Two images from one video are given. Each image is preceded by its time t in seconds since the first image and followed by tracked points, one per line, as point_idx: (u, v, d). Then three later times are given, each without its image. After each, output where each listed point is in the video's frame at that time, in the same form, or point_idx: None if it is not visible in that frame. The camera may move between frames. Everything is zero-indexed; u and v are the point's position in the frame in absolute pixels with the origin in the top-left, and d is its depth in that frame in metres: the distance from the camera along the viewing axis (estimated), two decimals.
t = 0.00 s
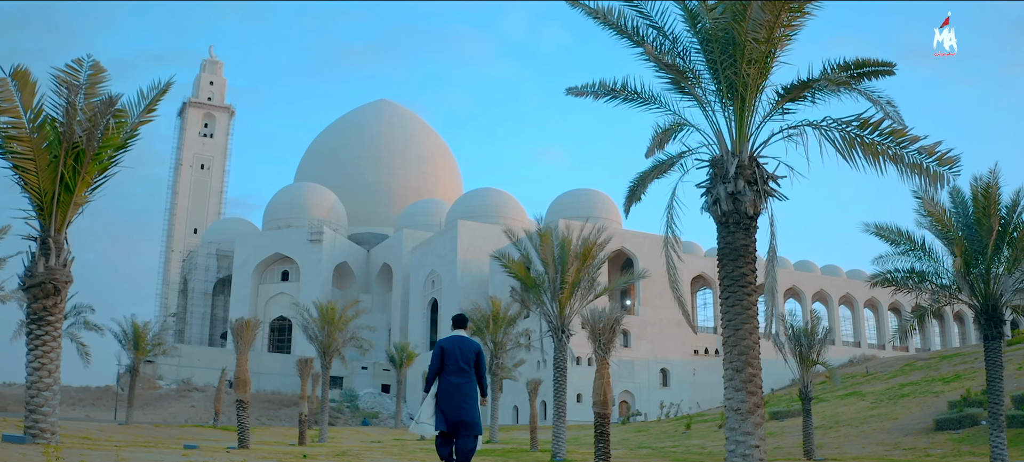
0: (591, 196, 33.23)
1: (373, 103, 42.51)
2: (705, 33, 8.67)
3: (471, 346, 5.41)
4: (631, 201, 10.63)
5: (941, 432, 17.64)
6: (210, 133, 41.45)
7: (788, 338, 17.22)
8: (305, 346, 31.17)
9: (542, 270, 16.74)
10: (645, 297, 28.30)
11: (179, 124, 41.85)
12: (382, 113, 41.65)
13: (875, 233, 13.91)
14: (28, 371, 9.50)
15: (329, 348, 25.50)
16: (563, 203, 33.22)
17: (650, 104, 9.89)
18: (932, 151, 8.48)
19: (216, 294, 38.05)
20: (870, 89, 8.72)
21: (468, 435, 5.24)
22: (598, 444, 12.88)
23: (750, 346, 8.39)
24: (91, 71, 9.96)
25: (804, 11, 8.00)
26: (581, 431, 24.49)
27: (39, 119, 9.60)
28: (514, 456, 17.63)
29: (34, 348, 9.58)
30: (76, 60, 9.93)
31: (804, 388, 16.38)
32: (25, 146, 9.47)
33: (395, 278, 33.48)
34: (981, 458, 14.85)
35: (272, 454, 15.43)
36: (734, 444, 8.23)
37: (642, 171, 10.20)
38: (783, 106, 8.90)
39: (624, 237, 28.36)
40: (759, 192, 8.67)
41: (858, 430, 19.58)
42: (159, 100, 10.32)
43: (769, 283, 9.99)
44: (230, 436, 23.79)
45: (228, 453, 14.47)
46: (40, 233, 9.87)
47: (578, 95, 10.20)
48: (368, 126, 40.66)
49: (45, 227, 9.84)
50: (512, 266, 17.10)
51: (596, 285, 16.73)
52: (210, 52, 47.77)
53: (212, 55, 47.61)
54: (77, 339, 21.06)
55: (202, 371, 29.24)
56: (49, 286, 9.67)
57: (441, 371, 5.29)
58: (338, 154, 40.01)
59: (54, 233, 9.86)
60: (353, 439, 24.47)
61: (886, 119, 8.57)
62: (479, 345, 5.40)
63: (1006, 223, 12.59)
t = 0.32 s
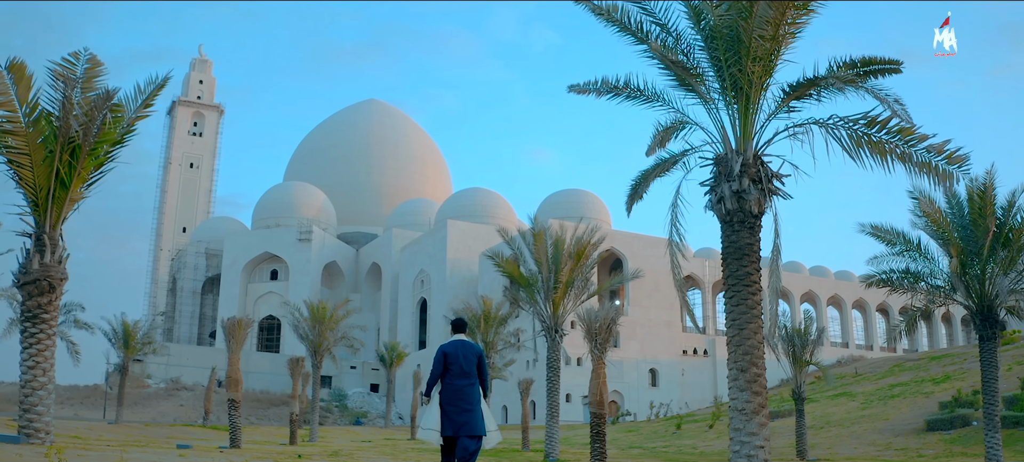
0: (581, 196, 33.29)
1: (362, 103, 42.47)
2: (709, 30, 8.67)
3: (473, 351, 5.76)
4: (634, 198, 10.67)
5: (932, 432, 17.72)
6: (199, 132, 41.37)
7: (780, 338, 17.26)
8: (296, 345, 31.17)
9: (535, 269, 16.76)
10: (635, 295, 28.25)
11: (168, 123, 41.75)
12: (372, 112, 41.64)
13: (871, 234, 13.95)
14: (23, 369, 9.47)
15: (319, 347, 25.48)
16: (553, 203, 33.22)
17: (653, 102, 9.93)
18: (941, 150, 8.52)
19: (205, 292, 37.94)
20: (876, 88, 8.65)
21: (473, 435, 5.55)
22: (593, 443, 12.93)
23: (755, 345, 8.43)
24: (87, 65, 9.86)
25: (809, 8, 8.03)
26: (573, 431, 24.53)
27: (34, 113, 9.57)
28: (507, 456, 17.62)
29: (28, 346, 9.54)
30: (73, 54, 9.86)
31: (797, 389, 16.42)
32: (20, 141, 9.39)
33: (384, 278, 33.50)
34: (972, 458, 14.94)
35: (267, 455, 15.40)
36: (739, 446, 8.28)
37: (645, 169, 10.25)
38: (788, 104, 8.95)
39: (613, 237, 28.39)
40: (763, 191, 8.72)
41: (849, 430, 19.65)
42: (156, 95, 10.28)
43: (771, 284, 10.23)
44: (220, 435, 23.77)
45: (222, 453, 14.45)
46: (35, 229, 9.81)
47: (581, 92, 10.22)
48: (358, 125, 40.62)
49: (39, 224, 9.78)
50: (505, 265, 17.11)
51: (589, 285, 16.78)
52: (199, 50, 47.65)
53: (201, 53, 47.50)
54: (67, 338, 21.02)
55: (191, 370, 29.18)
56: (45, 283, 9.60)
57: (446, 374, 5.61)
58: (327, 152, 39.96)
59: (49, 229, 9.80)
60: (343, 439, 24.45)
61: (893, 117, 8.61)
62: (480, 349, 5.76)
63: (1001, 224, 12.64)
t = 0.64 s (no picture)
0: (570, 196, 33.32)
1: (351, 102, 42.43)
2: (713, 26, 8.65)
3: (473, 352, 5.75)
4: (637, 196, 10.70)
5: (923, 433, 17.80)
6: (188, 131, 41.27)
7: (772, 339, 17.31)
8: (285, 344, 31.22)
9: (529, 268, 16.81)
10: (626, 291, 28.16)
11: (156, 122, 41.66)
12: (361, 111, 41.57)
13: (867, 235, 13.93)
14: (16, 368, 9.38)
15: (309, 347, 25.46)
16: (542, 203, 33.27)
17: (655, 99, 9.96)
18: (950, 148, 8.56)
19: (193, 291, 37.88)
20: (883, 85, 8.74)
21: (473, 435, 5.59)
22: (589, 443, 12.94)
23: (759, 345, 8.46)
24: (83, 58, 9.78)
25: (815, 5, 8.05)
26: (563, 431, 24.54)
27: (29, 107, 9.48)
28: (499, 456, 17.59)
29: (22, 344, 9.45)
30: (68, 47, 9.78)
31: (790, 389, 16.47)
32: (15, 135, 9.30)
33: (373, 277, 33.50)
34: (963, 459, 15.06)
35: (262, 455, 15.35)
36: (743, 446, 8.30)
37: (647, 167, 10.28)
38: (794, 102, 8.98)
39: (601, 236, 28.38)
40: (767, 189, 8.73)
41: (840, 431, 19.72)
42: (152, 90, 10.26)
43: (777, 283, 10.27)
44: (210, 435, 23.74)
45: (216, 453, 14.39)
46: (29, 225, 9.75)
47: (583, 89, 10.23)
48: (347, 125, 40.56)
49: (34, 220, 9.73)
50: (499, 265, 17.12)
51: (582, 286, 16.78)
52: (188, 48, 47.56)
53: (190, 51, 47.40)
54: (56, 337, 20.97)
55: (180, 369, 29.13)
56: (39, 280, 9.54)
57: (447, 375, 5.60)
58: (317, 151, 39.87)
59: (43, 225, 9.75)
60: (333, 438, 24.44)
61: (901, 115, 8.65)
62: (479, 350, 5.74)
63: (995, 225, 12.69)
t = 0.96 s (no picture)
0: (559, 197, 33.37)
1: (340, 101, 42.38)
2: (717, 23, 8.62)
3: (473, 350, 5.82)
4: (637, 196, 10.65)
5: (914, 433, 17.86)
6: (177, 129, 41.18)
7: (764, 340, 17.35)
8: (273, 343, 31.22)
9: (522, 268, 16.79)
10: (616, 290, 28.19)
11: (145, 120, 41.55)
12: (350, 111, 41.49)
13: (862, 235, 14.09)
14: (10, 365, 9.36)
15: (300, 346, 25.44)
16: (531, 204, 33.32)
17: (658, 97, 9.95)
18: (959, 146, 8.48)
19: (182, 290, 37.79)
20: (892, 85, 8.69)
21: (468, 433, 5.61)
22: (584, 443, 12.93)
23: (763, 344, 8.44)
24: (80, 51, 9.78)
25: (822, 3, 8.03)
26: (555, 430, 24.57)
27: (24, 101, 9.45)
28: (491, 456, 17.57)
29: (16, 342, 9.43)
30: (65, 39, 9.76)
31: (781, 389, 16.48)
32: (10, 129, 9.22)
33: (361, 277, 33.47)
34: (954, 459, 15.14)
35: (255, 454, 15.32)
36: (749, 447, 8.30)
37: (649, 166, 10.26)
38: (799, 100, 8.97)
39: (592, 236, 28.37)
40: (771, 187, 8.73)
41: (831, 431, 19.76)
42: (149, 84, 10.17)
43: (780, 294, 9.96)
44: (200, 434, 23.71)
45: (210, 453, 14.36)
46: (24, 221, 9.68)
47: (585, 86, 10.22)
48: (336, 124, 40.50)
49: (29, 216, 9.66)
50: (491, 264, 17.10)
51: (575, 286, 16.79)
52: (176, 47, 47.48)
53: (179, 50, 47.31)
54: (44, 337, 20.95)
55: (168, 368, 29.08)
56: (33, 277, 9.50)
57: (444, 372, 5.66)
58: (306, 151, 39.81)
59: (38, 221, 9.68)
60: (323, 438, 24.46)
61: (909, 113, 8.62)
62: (478, 348, 5.80)
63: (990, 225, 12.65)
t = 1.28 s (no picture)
0: (549, 196, 33.40)
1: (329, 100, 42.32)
2: (722, 20, 8.59)
3: (473, 349, 5.84)
4: (639, 193, 10.70)
5: (905, 434, 17.88)
6: (166, 128, 41.07)
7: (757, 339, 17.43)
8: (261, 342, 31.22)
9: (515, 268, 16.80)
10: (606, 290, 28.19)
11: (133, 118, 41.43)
12: (340, 110, 41.43)
13: (856, 235, 14.09)
14: (3, 365, 9.28)
15: (290, 345, 25.43)
16: (520, 204, 33.36)
17: (660, 94, 10.00)
18: (968, 145, 8.52)
19: (170, 289, 37.70)
20: (898, 83, 8.76)
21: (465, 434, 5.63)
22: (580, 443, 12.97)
23: (768, 344, 8.45)
24: (76, 44, 9.68)
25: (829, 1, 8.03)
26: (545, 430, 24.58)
27: (18, 94, 9.34)
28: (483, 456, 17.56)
29: (11, 339, 9.38)
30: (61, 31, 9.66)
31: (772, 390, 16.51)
32: (3, 123, 9.16)
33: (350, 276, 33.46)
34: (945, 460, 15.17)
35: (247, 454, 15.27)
36: (753, 447, 8.23)
37: (651, 163, 10.30)
38: (805, 98, 9.00)
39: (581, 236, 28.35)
40: (776, 186, 8.77)
41: (822, 432, 19.79)
42: (145, 78, 10.12)
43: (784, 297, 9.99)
44: (189, 433, 23.66)
45: (201, 453, 14.30)
46: (17, 217, 9.63)
47: (587, 83, 10.24)
48: (326, 123, 40.46)
49: (22, 212, 9.61)
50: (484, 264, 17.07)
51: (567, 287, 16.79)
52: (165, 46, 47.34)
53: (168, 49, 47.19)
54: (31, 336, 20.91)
55: (156, 367, 29.01)
56: (26, 274, 9.44)
57: (441, 371, 5.68)
58: (294, 151, 39.74)
59: (32, 218, 9.64)
60: (313, 437, 24.47)
61: (917, 112, 8.67)
62: (479, 348, 5.81)
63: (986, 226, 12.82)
